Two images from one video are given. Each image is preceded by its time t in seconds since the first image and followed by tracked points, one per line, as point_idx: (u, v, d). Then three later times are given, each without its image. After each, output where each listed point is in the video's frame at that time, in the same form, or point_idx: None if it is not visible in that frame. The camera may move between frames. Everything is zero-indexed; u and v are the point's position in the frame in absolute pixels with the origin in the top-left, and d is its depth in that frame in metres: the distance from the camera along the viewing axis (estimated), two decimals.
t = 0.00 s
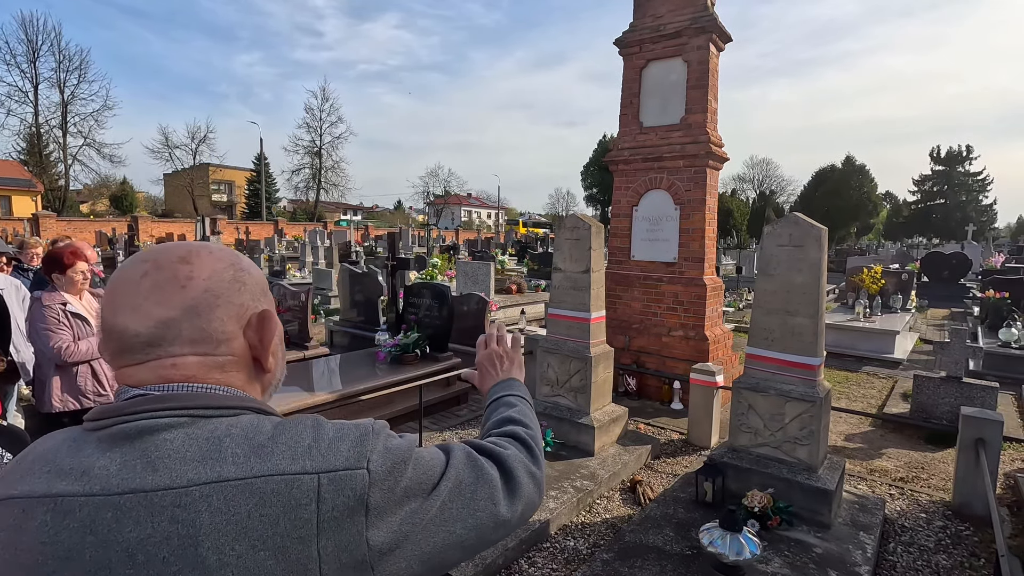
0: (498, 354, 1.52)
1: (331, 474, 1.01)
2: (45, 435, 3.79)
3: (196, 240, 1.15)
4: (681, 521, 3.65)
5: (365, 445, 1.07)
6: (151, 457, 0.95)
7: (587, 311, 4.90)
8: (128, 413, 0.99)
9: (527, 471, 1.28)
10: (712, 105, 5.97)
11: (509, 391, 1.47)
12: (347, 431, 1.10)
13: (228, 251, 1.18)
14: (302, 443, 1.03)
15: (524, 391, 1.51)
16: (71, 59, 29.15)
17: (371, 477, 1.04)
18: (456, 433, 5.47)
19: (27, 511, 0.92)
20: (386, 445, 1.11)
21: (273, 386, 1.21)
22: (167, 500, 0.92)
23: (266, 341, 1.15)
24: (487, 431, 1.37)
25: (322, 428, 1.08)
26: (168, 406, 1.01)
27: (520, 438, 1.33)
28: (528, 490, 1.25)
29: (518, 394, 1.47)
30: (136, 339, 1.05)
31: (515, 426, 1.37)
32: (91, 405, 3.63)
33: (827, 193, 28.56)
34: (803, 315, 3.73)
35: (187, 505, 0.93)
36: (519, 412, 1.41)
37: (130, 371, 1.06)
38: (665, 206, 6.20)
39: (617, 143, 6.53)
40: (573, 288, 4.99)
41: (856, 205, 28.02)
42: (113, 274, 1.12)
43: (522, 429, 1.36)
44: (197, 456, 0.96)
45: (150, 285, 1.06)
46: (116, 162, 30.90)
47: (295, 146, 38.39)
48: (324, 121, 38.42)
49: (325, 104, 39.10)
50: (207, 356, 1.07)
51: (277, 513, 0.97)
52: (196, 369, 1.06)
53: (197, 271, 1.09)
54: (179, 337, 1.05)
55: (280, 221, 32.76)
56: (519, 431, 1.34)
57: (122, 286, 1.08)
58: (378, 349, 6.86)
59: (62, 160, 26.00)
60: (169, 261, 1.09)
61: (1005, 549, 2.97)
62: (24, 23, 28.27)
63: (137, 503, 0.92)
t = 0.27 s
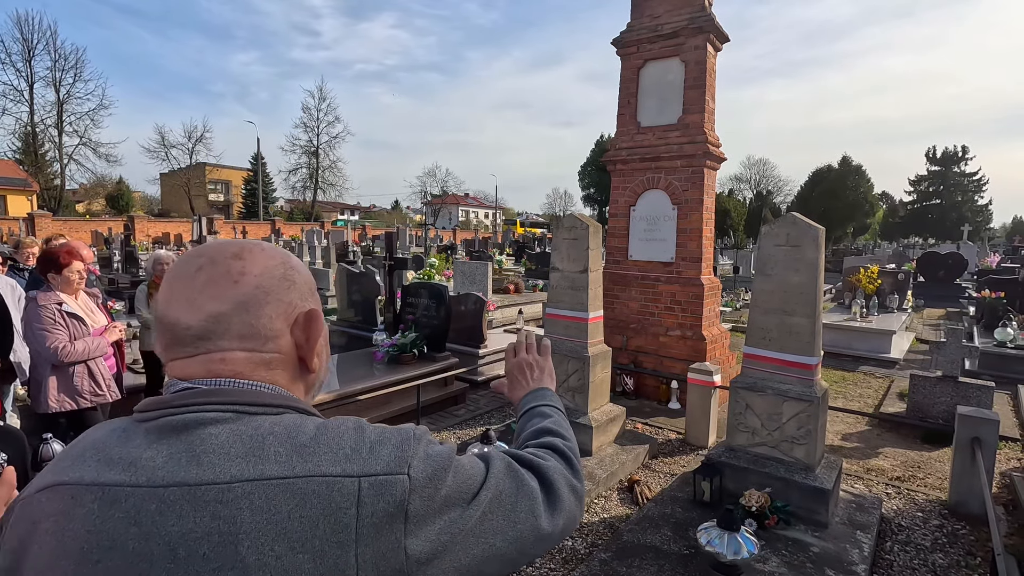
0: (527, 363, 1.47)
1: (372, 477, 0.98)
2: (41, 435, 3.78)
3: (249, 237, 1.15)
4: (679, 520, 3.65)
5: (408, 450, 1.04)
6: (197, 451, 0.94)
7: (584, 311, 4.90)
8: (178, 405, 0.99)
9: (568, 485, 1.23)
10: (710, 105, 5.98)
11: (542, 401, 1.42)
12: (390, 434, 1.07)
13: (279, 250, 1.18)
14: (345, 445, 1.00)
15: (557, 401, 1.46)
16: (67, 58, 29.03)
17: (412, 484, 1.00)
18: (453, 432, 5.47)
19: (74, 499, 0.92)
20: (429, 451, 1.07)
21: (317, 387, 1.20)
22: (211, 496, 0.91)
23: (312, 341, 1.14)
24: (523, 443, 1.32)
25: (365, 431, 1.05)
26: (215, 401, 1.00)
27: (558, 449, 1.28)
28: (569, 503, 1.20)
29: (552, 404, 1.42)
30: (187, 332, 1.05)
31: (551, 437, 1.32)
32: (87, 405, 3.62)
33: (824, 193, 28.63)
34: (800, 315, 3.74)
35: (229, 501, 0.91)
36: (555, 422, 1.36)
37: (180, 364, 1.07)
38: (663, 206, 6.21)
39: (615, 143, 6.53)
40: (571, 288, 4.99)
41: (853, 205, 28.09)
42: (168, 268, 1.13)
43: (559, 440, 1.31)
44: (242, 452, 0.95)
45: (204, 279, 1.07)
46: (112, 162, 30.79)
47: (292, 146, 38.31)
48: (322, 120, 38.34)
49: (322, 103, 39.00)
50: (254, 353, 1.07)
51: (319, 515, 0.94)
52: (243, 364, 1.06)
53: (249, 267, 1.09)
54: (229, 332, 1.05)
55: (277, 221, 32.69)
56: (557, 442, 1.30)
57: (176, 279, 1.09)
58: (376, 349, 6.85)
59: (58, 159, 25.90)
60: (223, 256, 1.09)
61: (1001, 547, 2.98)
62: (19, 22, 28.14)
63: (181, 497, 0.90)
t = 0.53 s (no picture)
0: (577, 373, 1.45)
1: (444, 481, 0.96)
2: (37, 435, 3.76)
3: (319, 235, 1.16)
4: (676, 520, 3.66)
5: (476, 456, 1.02)
6: (271, 447, 0.93)
7: (583, 311, 4.90)
8: (248, 400, 0.99)
9: (628, 505, 1.20)
10: (707, 105, 5.99)
11: (595, 415, 1.39)
12: (457, 440, 1.05)
13: (347, 249, 1.18)
14: (415, 447, 0.99)
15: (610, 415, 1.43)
16: (63, 58, 28.94)
17: (482, 490, 0.99)
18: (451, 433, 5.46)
19: (146, 491, 0.91)
20: (495, 457, 1.06)
21: (376, 390, 1.18)
22: (287, 493, 0.89)
23: (374, 343, 1.13)
24: (577, 458, 1.29)
25: (432, 434, 1.04)
26: (285, 398, 1.00)
27: (615, 467, 1.25)
28: (629, 524, 1.17)
29: (605, 419, 1.40)
30: (254, 327, 1.06)
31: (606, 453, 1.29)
32: (84, 405, 3.61)
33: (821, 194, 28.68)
34: (798, 314, 3.75)
35: (306, 499, 0.89)
36: (610, 438, 1.33)
37: (246, 358, 1.07)
38: (661, 206, 6.21)
39: (613, 143, 6.54)
40: (569, 288, 4.99)
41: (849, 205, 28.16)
42: (241, 263, 1.15)
43: (615, 457, 1.28)
44: (315, 450, 0.94)
45: (274, 275, 1.07)
46: (108, 161, 30.71)
47: (290, 146, 38.24)
48: (319, 120, 38.28)
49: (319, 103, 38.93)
50: (318, 351, 1.06)
51: (392, 517, 0.92)
52: (307, 362, 1.05)
53: (318, 265, 1.09)
54: (295, 328, 1.05)
55: (274, 221, 32.63)
56: (613, 458, 1.26)
57: (248, 272, 1.10)
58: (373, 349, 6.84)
59: (54, 158, 25.82)
60: (294, 252, 1.09)
61: (997, 545, 3.00)
62: (15, 21, 28.04)
63: (256, 493, 0.89)
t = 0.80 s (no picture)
0: (672, 384, 1.37)
1: (531, 491, 0.94)
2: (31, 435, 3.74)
3: (397, 236, 1.17)
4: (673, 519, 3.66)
5: (555, 468, 1.01)
6: (358, 450, 0.90)
7: (580, 310, 4.90)
8: (327, 401, 0.97)
9: (699, 545, 1.15)
10: (704, 105, 5.99)
11: (681, 435, 1.31)
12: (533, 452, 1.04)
13: (422, 253, 1.19)
14: (497, 455, 0.97)
15: (696, 437, 1.35)
16: (58, 56, 28.84)
17: (565, 504, 0.97)
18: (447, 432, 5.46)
19: (228, 494, 0.87)
20: (571, 471, 1.04)
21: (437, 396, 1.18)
22: (378, 499, 0.86)
23: (445, 347, 1.13)
24: (653, 480, 1.22)
25: (510, 443, 1.02)
26: (366, 401, 0.98)
27: (692, 501, 1.18)
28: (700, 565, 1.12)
29: (690, 441, 1.31)
30: (331, 320, 1.06)
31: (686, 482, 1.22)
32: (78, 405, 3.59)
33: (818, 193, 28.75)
34: (794, 314, 3.75)
35: (398, 506, 0.87)
36: (692, 465, 1.25)
37: (320, 352, 1.07)
38: (658, 206, 6.21)
39: (610, 142, 6.54)
40: (567, 287, 4.99)
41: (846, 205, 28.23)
42: (320, 256, 1.16)
43: (695, 490, 1.20)
44: (402, 456, 0.91)
45: (355, 271, 1.08)
46: (104, 160, 30.62)
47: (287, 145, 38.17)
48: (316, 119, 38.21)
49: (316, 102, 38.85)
50: (393, 350, 1.06)
51: (483, 526, 0.90)
52: (381, 360, 1.05)
53: (398, 264, 1.10)
54: (373, 325, 1.05)
55: (271, 220, 32.58)
56: (692, 491, 1.19)
57: (329, 266, 1.11)
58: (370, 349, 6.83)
59: (49, 157, 25.75)
60: (377, 250, 1.10)
61: (992, 544, 3.00)
62: (10, 19, 27.96)
63: (348, 499, 0.86)
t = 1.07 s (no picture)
0: (737, 408, 1.36)
1: (580, 500, 0.94)
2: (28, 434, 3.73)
3: (445, 242, 1.19)
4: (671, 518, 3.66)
5: (602, 481, 1.01)
6: (413, 450, 0.90)
7: (578, 310, 4.90)
8: (380, 401, 0.97)
9: None
10: (702, 105, 6.00)
11: (739, 464, 1.28)
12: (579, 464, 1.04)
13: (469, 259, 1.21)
14: (547, 464, 0.97)
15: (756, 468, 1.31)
16: (55, 55, 28.75)
17: (612, 515, 0.96)
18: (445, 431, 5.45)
19: (284, 487, 0.87)
20: (616, 484, 1.04)
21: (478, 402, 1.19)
22: (434, 499, 0.86)
23: (492, 354, 1.15)
24: (703, 507, 1.21)
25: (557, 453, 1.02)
26: (419, 403, 0.98)
27: (741, 534, 1.15)
28: None
29: (748, 471, 1.28)
30: (385, 325, 1.07)
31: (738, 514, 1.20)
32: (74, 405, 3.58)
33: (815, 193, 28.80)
34: (792, 314, 3.75)
35: (453, 507, 0.86)
36: (746, 497, 1.22)
37: (371, 355, 1.07)
38: (656, 206, 6.22)
39: (608, 142, 6.54)
40: (565, 287, 4.99)
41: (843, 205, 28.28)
42: (371, 259, 1.17)
43: (746, 524, 1.17)
44: (454, 457, 0.91)
45: (409, 275, 1.09)
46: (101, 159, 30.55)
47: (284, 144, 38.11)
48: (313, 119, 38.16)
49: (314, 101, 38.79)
50: (444, 356, 1.07)
51: (535, 533, 0.88)
52: (433, 365, 1.06)
53: (450, 271, 1.11)
54: (427, 330, 1.07)
55: (268, 220, 32.53)
56: (742, 524, 1.17)
57: (381, 270, 1.12)
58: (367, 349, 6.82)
59: (46, 156, 25.68)
60: (429, 256, 1.12)
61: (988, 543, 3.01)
62: (7, 18, 27.88)
63: (404, 498, 0.85)
